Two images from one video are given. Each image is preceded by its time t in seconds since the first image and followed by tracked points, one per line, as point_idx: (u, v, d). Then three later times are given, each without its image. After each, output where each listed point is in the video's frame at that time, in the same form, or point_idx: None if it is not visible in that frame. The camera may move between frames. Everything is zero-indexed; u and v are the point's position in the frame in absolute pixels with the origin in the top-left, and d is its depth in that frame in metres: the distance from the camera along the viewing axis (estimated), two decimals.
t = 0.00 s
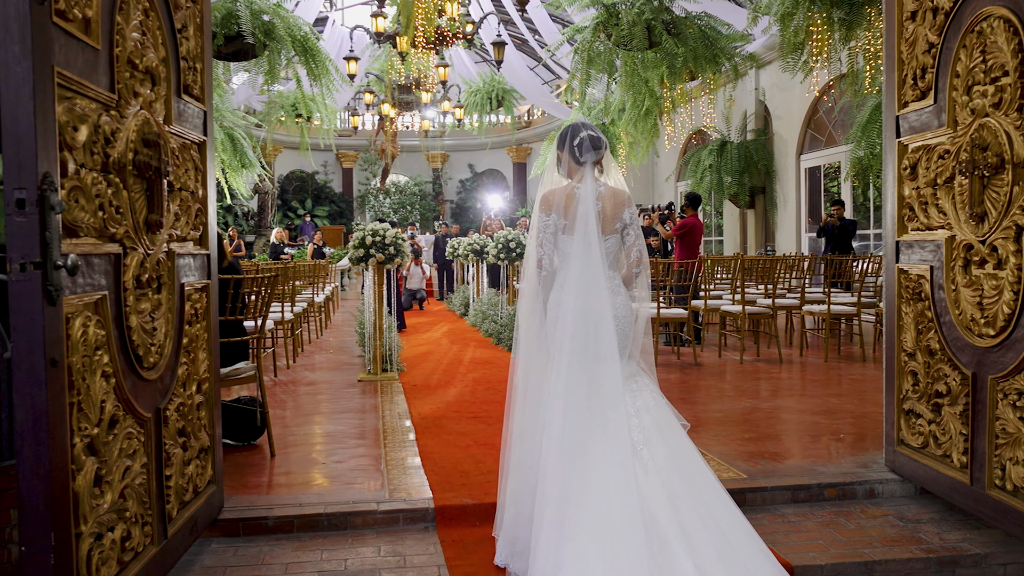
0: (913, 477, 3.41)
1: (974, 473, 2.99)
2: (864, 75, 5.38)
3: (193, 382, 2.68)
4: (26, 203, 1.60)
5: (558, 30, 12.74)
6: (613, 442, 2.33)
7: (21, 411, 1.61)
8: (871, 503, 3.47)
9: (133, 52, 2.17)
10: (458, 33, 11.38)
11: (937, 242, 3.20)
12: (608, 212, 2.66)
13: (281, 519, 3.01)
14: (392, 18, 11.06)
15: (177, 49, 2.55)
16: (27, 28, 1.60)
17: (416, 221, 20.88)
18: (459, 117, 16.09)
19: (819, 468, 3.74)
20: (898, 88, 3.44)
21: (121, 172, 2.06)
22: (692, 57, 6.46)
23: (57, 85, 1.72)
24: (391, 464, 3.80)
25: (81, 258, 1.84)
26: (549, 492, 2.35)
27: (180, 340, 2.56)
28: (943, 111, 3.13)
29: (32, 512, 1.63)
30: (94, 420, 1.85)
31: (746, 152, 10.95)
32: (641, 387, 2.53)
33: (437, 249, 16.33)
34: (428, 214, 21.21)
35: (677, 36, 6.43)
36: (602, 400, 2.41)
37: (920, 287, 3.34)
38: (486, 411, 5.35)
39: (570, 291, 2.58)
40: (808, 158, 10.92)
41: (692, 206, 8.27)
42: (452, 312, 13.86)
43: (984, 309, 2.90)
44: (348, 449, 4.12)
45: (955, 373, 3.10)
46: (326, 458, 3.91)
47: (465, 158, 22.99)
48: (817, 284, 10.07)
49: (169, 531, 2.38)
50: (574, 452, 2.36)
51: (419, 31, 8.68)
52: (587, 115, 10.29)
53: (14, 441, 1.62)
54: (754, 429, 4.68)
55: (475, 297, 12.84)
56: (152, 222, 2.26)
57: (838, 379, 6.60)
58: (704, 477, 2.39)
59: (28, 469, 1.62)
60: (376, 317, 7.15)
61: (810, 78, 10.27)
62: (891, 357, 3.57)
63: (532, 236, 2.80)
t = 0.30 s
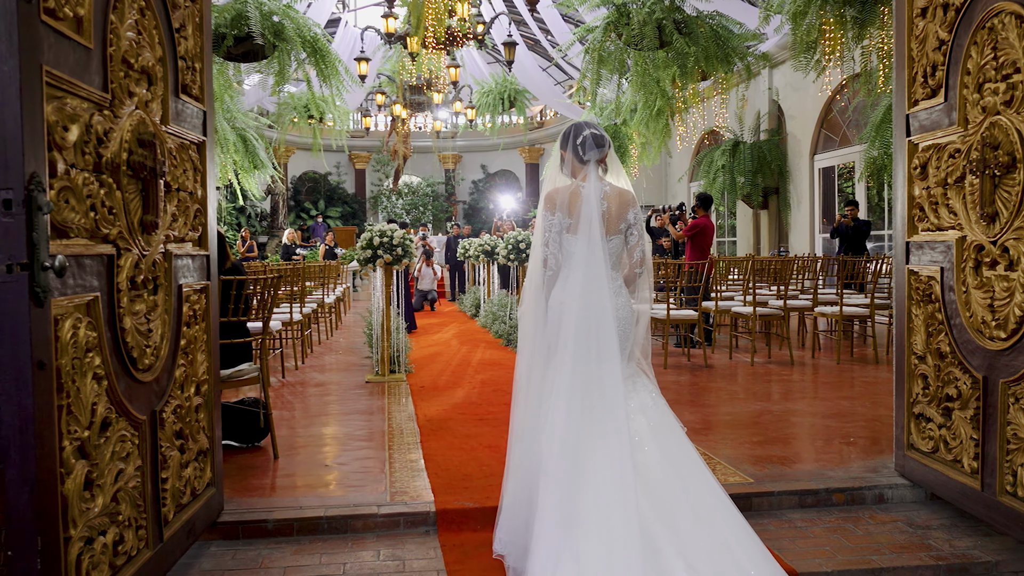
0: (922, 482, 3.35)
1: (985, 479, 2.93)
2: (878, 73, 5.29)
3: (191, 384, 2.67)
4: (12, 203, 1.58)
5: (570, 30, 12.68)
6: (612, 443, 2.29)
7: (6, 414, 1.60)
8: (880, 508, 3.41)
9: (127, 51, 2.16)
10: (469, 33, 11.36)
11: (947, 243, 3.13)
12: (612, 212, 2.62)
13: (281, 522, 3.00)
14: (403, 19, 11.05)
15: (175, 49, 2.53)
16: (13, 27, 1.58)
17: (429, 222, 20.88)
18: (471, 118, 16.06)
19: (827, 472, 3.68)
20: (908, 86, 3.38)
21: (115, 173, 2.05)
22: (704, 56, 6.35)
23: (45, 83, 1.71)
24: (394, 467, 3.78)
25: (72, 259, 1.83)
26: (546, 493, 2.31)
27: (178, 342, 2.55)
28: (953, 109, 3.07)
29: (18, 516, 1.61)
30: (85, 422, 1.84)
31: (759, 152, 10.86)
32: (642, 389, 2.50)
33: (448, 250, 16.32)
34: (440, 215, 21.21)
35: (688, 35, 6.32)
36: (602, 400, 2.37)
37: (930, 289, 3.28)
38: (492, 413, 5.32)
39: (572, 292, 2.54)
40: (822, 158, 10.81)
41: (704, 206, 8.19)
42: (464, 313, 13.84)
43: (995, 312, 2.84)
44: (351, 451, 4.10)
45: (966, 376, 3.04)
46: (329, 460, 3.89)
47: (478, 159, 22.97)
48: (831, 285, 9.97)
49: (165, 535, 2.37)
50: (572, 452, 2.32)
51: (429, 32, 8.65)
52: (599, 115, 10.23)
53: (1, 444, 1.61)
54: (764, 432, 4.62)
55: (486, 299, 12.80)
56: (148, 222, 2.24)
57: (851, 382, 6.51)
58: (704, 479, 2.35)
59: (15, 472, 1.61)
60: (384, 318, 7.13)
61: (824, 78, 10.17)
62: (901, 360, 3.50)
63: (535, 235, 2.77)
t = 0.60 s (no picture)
0: (931, 487, 3.29)
1: (994, 485, 2.88)
2: (890, 72, 5.22)
3: (188, 386, 2.65)
4: None
5: (580, 30, 12.62)
6: (610, 445, 2.25)
7: None
8: (889, 513, 3.35)
9: (121, 50, 2.14)
10: (478, 33, 11.32)
11: (957, 243, 3.07)
12: (615, 211, 2.58)
13: (279, 524, 2.98)
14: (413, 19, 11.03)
15: (172, 47, 2.52)
16: None
17: (440, 222, 20.88)
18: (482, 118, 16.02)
19: (835, 476, 3.62)
20: (917, 83, 3.32)
21: (107, 171, 2.03)
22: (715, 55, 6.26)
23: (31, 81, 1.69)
24: (396, 468, 3.75)
25: (62, 260, 1.82)
26: (543, 495, 2.27)
27: (175, 343, 2.53)
28: (963, 107, 3.01)
29: (2, 518, 1.59)
30: (73, 423, 1.81)
31: (771, 152, 10.76)
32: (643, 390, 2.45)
33: (459, 250, 16.30)
34: (452, 215, 21.19)
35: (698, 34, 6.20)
36: (601, 400, 2.34)
37: (940, 290, 3.22)
38: (497, 414, 5.28)
39: (573, 292, 2.50)
40: (835, 158, 10.70)
41: (714, 206, 8.12)
42: (474, 313, 13.81)
43: (1006, 313, 2.78)
44: (354, 453, 4.08)
45: (976, 379, 2.98)
46: (332, 462, 3.87)
47: (490, 159, 22.94)
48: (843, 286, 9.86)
49: (160, 537, 2.35)
50: (569, 454, 2.28)
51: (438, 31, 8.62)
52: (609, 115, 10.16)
53: None
54: (771, 434, 4.57)
55: (496, 299, 12.77)
56: (141, 222, 2.23)
57: (862, 384, 6.43)
58: (706, 484, 2.29)
59: None
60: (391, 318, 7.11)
61: (837, 77, 10.06)
62: (910, 361, 3.44)
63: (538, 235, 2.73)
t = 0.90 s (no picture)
0: (941, 491, 3.22)
1: (1006, 490, 2.81)
2: (903, 70, 5.15)
3: (186, 387, 2.64)
4: None
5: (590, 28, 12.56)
6: (606, 446, 2.21)
7: None
8: (898, 518, 3.29)
9: (115, 47, 2.12)
10: (488, 32, 11.28)
11: (968, 242, 3.01)
12: (615, 212, 2.54)
13: (279, 526, 2.96)
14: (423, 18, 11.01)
15: (169, 45, 2.50)
16: None
17: (452, 222, 20.87)
18: (493, 118, 15.98)
19: (844, 480, 3.56)
20: (928, 80, 3.25)
21: (99, 170, 2.01)
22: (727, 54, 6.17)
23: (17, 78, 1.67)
24: (398, 470, 3.72)
25: (51, 260, 1.80)
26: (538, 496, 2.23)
27: (171, 343, 2.51)
28: (974, 104, 2.95)
29: None
30: (62, 425, 1.80)
31: (784, 151, 10.66)
32: (642, 392, 2.40)
33: (470, 250, 16.27)
34: (463, 215, 21.17)
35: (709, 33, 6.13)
36: (598, 401, 2.30)
37: (950, 291, 3.16)
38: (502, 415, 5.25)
39: (572, 292, 2.46)
40: (848, 157, 10.60)
41: (724, 206, 8.05)
42: (484, 313, 13.77)
43: (1017, 315, 2.72)
44: (357, 453, 4.06)
45: (986, 382, 2.92)
46: (334, 462, 3.85)
47: (501, 159, 22.92)
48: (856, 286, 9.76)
49: (156, 539, 2.33)
50: (565, 455, 2.24)
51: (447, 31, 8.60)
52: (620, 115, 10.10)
53: None
54: (780, 437, 4.51)
55: (506, 299, 12.73)
56: (135, 222, 2.21)
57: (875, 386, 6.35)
58: (704, 486, 2.24)
59: None
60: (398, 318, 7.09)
61: (849, 75, 9.96)
62: (920, 363, 3.38)
63: (539, 236, 2.70)
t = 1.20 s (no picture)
0: (954, 498, 3.15)
1: (1020, 497, 2.74)
2: (917, 68, 5.06)
3: (183, 388, 2.61)
4: None
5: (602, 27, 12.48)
6: (602, 446, 2.17)
7: None
8: (909, 524, 3.22)
9: (108, 45, 2.09)
10: (499, 31, 11.23)
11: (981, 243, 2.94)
12: (612, 213, 2.50)
13: (278, 530, 2.93)
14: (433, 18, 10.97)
15: (165, 43, 2.48)
16: None
17: (464, 222, 20.84)
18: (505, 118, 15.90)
19: (854, 485, 3.49)
20: (940, 77, 3.19)
21: (93, 169, 1.99)
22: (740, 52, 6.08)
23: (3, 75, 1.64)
24: (402, 472, 3.69)
25: (40, 260, 1.78)
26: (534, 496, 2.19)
27: (168, 345, 2.48)
28: (988, 101, 2.88)
29: None
30: (51, 427, 1.77)
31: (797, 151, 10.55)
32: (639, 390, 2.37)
33: (481, 250, 16.24)
34: (475, 215, 21.14)
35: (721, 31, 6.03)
36: (595, 400, 2.25)
37: (963, 293, 3.09)
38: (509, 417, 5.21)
39: (570, 291, 2.42)
40: (862, 157, 10.48)
41: (735, 206, 7.98)
42: (495, 313, 13.72)
43: None
44: (361, 455, 4.03)
45: (1000, 386, 2.85)
46: (338, 464, 3.83)
47: (514, 159, 22.87)
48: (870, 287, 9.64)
49: (151, 543, 2.30)
50: (561, 455, 2.20)
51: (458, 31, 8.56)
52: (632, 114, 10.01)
53: None
54: (790, 440, 4.44)
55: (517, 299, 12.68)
56: (130, 222, 2.18)
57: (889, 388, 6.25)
58: (701, 485, 2.21)
59: None
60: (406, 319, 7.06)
61: (864, 74, 9.84)
62: (933, 366, 3.31)
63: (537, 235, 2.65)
